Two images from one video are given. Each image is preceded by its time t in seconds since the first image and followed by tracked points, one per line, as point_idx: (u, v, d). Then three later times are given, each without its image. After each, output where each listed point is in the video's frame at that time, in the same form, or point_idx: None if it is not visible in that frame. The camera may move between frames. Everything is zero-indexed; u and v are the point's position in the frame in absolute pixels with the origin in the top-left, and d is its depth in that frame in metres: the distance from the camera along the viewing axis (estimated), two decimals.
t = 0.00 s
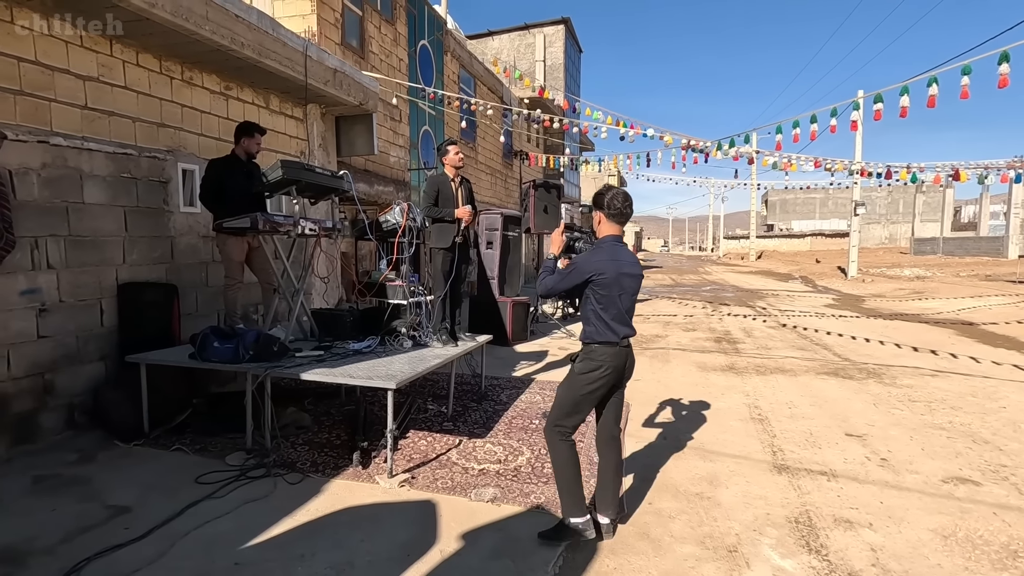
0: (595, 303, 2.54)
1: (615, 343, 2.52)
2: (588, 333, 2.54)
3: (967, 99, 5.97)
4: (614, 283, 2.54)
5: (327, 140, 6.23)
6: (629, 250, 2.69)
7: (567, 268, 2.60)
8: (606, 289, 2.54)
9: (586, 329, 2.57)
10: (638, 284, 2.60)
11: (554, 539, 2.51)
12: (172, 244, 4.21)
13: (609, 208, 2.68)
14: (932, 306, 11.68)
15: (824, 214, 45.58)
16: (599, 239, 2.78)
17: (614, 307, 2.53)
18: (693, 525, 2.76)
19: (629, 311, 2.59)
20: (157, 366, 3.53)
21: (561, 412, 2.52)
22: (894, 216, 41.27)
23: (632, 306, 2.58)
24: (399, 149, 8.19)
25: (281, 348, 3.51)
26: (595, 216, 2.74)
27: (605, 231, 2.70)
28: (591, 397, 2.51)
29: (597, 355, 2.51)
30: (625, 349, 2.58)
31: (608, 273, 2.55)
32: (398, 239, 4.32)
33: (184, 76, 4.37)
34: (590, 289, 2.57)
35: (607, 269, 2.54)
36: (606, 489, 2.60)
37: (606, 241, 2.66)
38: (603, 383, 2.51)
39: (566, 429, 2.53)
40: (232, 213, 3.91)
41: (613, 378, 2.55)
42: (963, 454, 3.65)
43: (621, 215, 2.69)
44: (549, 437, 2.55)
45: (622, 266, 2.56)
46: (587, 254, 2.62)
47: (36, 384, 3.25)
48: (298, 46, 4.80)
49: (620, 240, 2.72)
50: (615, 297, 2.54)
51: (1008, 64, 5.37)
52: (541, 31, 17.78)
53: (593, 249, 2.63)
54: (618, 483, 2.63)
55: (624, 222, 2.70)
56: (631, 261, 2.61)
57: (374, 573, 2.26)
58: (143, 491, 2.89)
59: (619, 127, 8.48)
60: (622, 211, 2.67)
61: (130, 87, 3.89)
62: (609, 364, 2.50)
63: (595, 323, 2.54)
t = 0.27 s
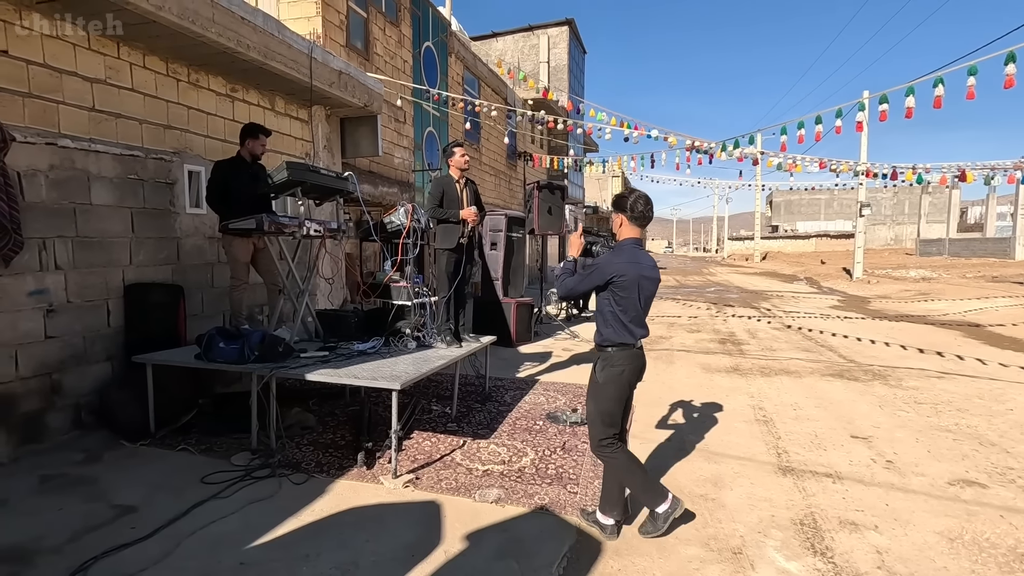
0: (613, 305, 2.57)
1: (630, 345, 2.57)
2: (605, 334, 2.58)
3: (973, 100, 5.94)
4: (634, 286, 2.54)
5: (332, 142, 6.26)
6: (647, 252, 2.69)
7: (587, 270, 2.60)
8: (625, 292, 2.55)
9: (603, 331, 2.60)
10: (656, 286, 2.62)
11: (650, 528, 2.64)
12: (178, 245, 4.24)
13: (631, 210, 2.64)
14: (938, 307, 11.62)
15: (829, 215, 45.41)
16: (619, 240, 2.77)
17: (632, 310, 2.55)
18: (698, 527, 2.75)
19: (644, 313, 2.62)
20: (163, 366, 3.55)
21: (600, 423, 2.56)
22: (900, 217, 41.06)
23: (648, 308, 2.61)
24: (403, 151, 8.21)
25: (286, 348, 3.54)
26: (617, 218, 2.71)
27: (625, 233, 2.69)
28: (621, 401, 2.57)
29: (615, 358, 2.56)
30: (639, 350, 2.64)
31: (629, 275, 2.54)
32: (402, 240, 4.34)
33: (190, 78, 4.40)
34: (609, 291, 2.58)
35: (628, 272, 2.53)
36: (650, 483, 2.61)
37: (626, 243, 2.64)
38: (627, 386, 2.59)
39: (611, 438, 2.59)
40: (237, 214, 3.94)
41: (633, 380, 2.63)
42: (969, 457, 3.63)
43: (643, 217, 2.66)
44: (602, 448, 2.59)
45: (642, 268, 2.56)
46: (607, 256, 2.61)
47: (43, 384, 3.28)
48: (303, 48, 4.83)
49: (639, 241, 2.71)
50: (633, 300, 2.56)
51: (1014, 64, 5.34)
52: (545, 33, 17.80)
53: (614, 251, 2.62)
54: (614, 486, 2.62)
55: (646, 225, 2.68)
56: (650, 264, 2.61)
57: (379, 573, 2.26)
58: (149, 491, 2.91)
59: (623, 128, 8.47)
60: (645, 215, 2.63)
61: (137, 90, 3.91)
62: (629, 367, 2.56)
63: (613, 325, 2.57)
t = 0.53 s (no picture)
0: (638, 308, 2.58)
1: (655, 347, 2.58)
2: (631, 338, 2.58)
3: (979, 100, 5.92)
4: (657, 288, 2.57)
5: (336, 143, 6.28)
6: (668, 255, 2.71)
7: (610, 274, 2.62)
8: (649, 294, 2.57)
9: (629, 334, 2.61)
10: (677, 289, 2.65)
11: (663, 531, 2.66)
12: (184, 246, 4.26)
13: (653, 214, 2.67)
14: (944, 308, 11.55)
15: (834, 216, 45.23)
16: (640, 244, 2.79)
17: (656, 312, 2.57)
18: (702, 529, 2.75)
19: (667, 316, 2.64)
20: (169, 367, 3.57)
21: (643, 430, 2.56)
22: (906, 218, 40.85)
23: (670, 311, 2.64)
24: (407, 152, 8.23)
25: (291, 349, 3.54)
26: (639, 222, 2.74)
27: (648, 237, 2.71)
28: (657, 404, 2.59)
29: (644, 361, 2.55)
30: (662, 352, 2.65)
31: (653, 278, 2.57)
32: (407, 241, 4.35)
33: (196, 81, 4.42)
34: (633, 294, 2.60)
35: (651, 275, 2.55)
36: (680, 490, 2.62)
37: (648, 246, 2.66)
38: (658, 388, 2.59)
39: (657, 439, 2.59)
40: (243, 214, 3.96)
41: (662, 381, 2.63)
42: (975, 459, 3.61)
43: (664, 221, 2.68)
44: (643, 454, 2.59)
45: (665, 271, 2.59)
46: (630, 259, 2.63)
47: (51, 384, 3.30)
48: (308, 51, 4.85)
49: (660, 245, 2.74)
50: (657, 302, 2.58)
51: (1021, 64, 5.31)
52: (549, 34, 17.81)
53: (637, 254, 2.63)
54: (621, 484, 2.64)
55: (667, 229, 2.71)
56: (672, 266, 2.64)
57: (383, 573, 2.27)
58: (155, 491, 2.92)
59: (627, 129, 8.47)
60: (667, 219, 2.66)
61: (144, 92, 3.94)
62: (659, 369, 2.56)
63: (638, 328, 2.58)
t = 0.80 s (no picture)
0: (664, 310, 2.60)
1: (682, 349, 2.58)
2: (658, 340, 2.59)
3: (985, 100, 5.89)
4: (683, 291, 2.59)
5: (340, 145, 6.30)
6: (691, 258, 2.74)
7: (636, 277, 2.64)
8: (676, 297, 2.59)
9: (655, 336, 2.62)
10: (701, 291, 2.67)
11: (668, 533, 2.65)
12: (189, 248, 4.28)
13: (677, 216, 2.70)
14: (950, 309, 11.49)
15: (839, 216, 45.05)
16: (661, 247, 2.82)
17: (682, 314, 2.60)
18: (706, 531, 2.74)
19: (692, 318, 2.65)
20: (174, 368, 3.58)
21: (666, 431, 2.57)
22: (911, 218, 40.65)
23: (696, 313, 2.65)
24: (411, 153, 8.24)
25: (295, 350, 3.55)
26: (661, 225, 2.76)
27: (670, 239, 2.73)
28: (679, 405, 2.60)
29: (670, 363, 2.56)
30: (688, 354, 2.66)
31: (677, 281, 2.59)
32: (411, 242, 4.35)
33: (202, 83, 4.45)
34: (659, 296, 2.62)
35: (678, 277, 2.58)
36: (693, 495, 2.63)
37: (671, 249, 2.69)
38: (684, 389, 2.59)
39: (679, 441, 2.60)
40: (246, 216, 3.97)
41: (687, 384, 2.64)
42: (981, 461, 3.59)
43: (687, 224, 2.71)
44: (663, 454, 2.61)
45: (690, 273, 2.62)
46: (655, 262, 2.66)
47: (57, 385, 3.32)
48: (312, 53, 4.87)
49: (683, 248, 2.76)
50: (683, 304, 2.60)
51: None
52: (553, 35, 17.81)
53: (661, 258, 2.67)
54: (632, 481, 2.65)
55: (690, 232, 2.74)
56: (696, 269, 2.66)
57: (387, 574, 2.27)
58: (160, 491, 2.94)
59: (630, 130, 8.46)
60: (690, 221, 2.69)
61: (150, 94, 3.97)
62: (684, 371, 2.57)
63: (664, 330, 2.59)
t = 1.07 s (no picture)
0: (685, 311, 2.64)
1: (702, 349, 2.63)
2: (677, 340, 2.65)
3: (990, 101, 5.86)
4: (705, 291, 2.63)
5: (344, 146, 6.32)
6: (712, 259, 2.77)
7: (657, 278, 2.68)
8: (697, 297, 2.63)
9: (675, 336, 2.67)
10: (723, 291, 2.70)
11: (672, 535, 2.66)
12: (194, 249, 4.30)
13: (696, 217, 2.73)
14: (956, 310, 11.44)
15: (843, 217, 44.88)
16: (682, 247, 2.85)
17: (703, 315, 2.64)
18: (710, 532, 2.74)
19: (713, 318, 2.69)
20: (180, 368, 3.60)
21: (682, 431, 2.63)
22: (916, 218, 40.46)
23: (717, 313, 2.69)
24: (415, 155, 8.26)
25: (299, 351, 3.58)
26: (681, 225, 2.79)
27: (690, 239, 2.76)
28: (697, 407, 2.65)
29: (689, 363, 2.61)
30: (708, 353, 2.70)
31: (699, 281, 2.63)
32: (414, 243, 4.36)
33: (207, 85, 4.47)
34: (680, 297, 2.67)
35: (699, 278, 2.62)
36: (702, 498, 2.64)
37: (693, 250, 2.73)
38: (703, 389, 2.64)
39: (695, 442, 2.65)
40: (251, 217, 3.99)
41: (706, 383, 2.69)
42: (987, 463, 3.57)
43: (708, 224, 2.74)
44: (676, 453, 2.67)
45: (711, 273, 2.64)
46: (676, 264, 2.70)
47: (63, 385, 3.35)
48: (317, 54, 4.89)
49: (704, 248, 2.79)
50: (705, 305, 2.64)
51: None
52: (556, 36, 17.81)
53: (682, 259, 2.71)
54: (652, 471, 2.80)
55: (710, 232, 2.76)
56: (717, 269, 2.69)
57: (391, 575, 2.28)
58: (165, 491, 2.95)
59: (634, 131, 8.45)
60: (710, 221, 2.72)
61: (156, 96, 3.99)
62: (702, 372, 2.61)
63: (684, 330, 2.64)
